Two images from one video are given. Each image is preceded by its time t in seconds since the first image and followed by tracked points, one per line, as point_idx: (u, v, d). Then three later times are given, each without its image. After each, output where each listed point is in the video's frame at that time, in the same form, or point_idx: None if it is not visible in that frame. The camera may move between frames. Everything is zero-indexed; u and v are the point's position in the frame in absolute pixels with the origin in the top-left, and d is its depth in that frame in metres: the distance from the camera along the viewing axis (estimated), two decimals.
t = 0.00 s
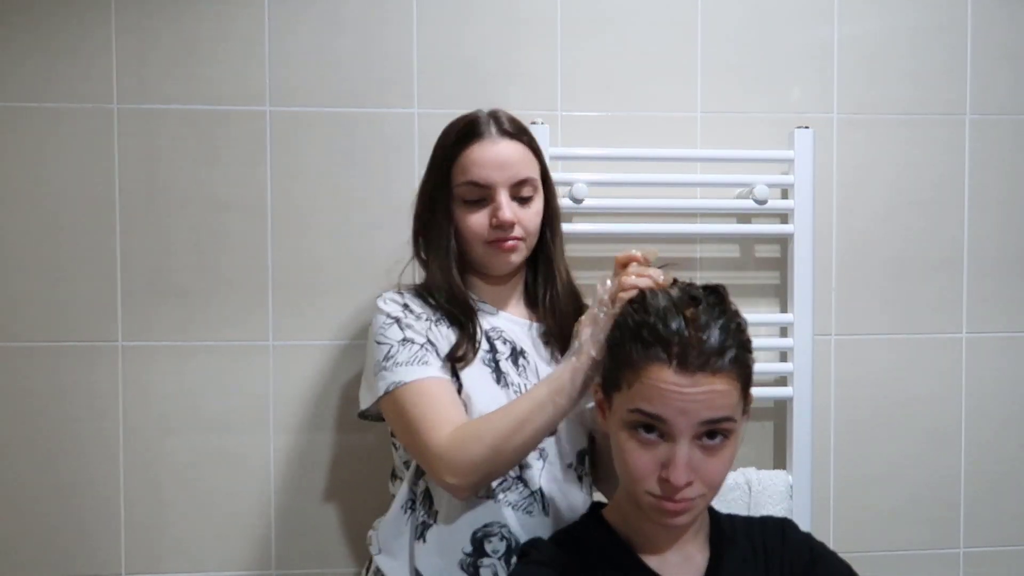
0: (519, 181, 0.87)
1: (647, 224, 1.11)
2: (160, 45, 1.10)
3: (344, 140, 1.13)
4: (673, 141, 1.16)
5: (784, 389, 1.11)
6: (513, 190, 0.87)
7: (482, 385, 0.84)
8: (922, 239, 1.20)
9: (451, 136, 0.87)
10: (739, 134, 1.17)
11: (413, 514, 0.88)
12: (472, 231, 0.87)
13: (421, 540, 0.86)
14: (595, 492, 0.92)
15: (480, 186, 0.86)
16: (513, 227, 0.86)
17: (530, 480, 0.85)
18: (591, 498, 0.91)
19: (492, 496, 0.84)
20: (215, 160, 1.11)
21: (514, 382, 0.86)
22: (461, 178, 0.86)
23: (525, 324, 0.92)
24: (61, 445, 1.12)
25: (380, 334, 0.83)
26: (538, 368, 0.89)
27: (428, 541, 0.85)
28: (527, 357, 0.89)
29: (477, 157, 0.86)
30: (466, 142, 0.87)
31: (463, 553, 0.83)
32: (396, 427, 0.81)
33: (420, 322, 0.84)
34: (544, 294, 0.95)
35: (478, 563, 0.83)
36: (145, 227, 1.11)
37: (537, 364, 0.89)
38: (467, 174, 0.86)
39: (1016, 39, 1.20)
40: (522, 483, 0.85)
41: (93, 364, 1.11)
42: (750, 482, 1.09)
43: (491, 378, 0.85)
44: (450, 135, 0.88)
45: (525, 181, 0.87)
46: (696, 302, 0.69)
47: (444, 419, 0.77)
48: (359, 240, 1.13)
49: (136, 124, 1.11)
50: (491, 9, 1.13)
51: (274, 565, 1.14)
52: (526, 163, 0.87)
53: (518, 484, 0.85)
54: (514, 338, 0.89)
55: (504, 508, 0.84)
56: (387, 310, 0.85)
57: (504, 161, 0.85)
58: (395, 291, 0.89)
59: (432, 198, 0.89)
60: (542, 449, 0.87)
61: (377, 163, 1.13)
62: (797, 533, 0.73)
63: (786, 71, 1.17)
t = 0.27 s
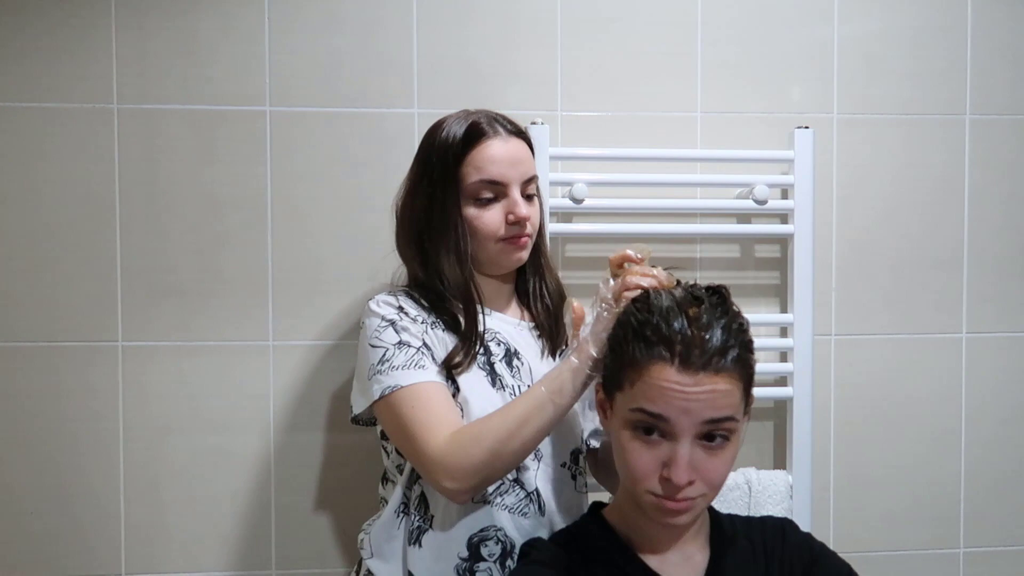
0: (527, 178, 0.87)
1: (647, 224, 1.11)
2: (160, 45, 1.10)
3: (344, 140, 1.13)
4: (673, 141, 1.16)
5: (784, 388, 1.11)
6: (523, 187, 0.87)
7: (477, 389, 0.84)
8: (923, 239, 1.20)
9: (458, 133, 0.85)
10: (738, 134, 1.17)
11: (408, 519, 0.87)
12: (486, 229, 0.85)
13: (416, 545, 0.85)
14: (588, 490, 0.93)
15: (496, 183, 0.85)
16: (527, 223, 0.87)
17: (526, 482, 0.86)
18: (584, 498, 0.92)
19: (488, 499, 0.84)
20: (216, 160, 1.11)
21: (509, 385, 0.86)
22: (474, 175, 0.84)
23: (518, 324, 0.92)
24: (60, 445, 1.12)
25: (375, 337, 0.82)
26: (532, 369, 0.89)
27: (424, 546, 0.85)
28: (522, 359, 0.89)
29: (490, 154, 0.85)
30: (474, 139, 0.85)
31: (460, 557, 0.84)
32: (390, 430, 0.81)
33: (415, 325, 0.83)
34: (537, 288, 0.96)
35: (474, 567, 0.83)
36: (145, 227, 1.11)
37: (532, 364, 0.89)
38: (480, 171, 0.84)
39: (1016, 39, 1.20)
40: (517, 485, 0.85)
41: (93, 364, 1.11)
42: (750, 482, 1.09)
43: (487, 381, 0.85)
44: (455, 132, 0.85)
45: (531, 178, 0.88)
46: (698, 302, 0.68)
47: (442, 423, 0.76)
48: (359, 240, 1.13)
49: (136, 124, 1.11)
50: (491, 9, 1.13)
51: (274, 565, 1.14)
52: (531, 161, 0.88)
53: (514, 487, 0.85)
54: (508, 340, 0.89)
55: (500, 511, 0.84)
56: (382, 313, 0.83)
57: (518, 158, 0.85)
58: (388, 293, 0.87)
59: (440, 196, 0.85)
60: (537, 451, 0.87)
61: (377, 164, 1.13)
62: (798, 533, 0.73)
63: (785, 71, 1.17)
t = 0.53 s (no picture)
0: (524, 177, 0.87)
1: (647, 224, 1.11)
2: (159, 45, 1.10)
3: (344, 140, 1.13)
4: (673, 140, 1.16)
5: (784, 389, 1.11)
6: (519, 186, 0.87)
7: (469, 390, 0.85)
8: (922, 239, 1.20)
9: (454, 132, 0.85)
10: (738, 134, 1.17)
11: (402, 519, 0.87)
12: (482, 229, 0.85)
13: (413, 548, 0.85)
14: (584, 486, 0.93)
15: (492, 183, 0.84)
16: (523, 224, 0.87)
17: (520, 481, 0.86)
18: (579, 495, 0.92)
19: (483, 500, 0.84)
20: (215, 160, 1.11)
21: (502, 385, 0.86)
22: (471, 174, 0.84)
23: (511, 322, 0.91)
24: (60, 446, 1.11)
25: (364, 340, 0.82)
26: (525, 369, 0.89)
27: (421, 547, 0.84)
28: (515, 359, 0.89)
29: (486, 153, 0.84)
30: (473, 138, 0.85)
31: (456, 558, 0.83)
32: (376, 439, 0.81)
33: (404, 329, 0.83)
34: (532, 286, 0.95)
35: (471, 567, 0.83)
36: (145, 227, 1.11)
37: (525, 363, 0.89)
38: (477, 170, 0.84)
39: (1015, 39, 1.20)
40: (511, 485, 0.86)
41: (93, 365, 1.11)
42: (750, 482, 1.09)
43: (479, 383, 0.86)
44: (451, 130, 0.85)
45: (528, 177, 0.88)
46: (703, 302, 0.68)
47: (418, 430, 0.76)
48: (359, 240, 1.13)
49: (136, 124, 1.11)
50: (491, 9, 1.13)
51: (274, 566, 1.14)
52: (528, 161, 0.88)
53: (508, 486, 0.85)
54: (502, 340, 0.89)
55: (495, 511, 0.84)
56: (371, 316, 0.83)
57: (515, 158, 0.85)
58: (380, 295, 0.87)
59: (434, 195, 0.86)
60: (531, 450, 0.87)
61: (377, 163, 1.13)
62: (798, 534, 0.73)
63: (785, 71, 1.17)
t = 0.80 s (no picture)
0: (516, 175, 0.87)
1: (647, 224, 1.11)
2: (159, 45, 1.10)
3: (344, 140, 1.12)
4: (673, 140, 1.16)
5: (784, 389, 1.11)
6: (512, 185, 0.87)
7: (460, 393, 0.85)
8: (922, 239, 1.20)
9: (446, 130, 0.85)
10: (739, 134, 1.17)
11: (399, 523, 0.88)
12: (474, 228, 0.85)
13: (409, 551, 0.84)
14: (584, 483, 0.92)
15: (484, 182, 0.84)
16: (516, 222, 0.87)
17: (513, 482, 0.86)
18: (580, 494, 0.91)
19: (477, 502, 0.84)
20: (216, 160, 1.11)
21: (494, 388, 0.86)
22: (462, 173, 0.84)
23: (504, 322, 0.91)
24: (60, 447, 1.11)
25: (349, 352, 0.82)
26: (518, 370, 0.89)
27: (418, 549, 0.84)
28: (508, 360, 0.89)
29: (478, 152, 0.84)
30: (464, 136, 0.85)
31: (451, 560, 0.84)
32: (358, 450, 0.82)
33: (389, 341, 0.83)
34: (527, 284, 0.95)
35: (467, 569, 0.83)
36: (146, 227, 1.11)
37: (517, 364, 0.89)
38: (469, 169, 0.84)
39: (1015, 38, 1.20)
40: (505, 486, 0.86)
41: (93, 365, 1.11)
42: (750, 482, 1.09)
43: (470, 386, 0.86)
44: (443, 128, 0.85)
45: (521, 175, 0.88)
46: (691, 306, 0.67)
47: (393, 454, 0.77)
48: (359, 240, 1.13)
49: (136, 125, 1.10)
50: (491, 8, 1.13)
51: (274, 565, 1.14)
52: (519, 159, 0.88)
53: (502, 488, 0.85)
54: (494, 342, 0.89)
55: (490, 513, 0.84)
56: (358, 327, 0.83)
57: (507, 156, 0.85)
58: (369, 301, 0.87)
59: (425, 195, 0.86)
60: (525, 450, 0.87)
61: (377, 163, 1.13)
62: (799, 533, 0.73)
63: (786, 71, 1.17)
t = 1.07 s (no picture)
0: (509, 175, 0.87)
1: (647, 224, 1.11)
2: (159, 45, 1.10)
3: (344, 139, 1.13)
4: (673, 140, 1.16)
5: (784, 388, 1.11)
6: (505, 185, 0.87)
7: (460, 395, 0.85)
8: (922, 239, 1.20)
9: (438, 131, 0.85)
10: (739, 133, 1.17)
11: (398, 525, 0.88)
12: (468, 229, 0.85)
13: (410, 553, 0.85)
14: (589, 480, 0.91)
15: (477, 183, 0.84)
16: (510, 224, 0.87)
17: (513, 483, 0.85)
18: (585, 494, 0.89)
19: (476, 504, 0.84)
20: (216, 160, 1.11)
21: (494, 389, 0.86)
22: (455, 174, 0.84)
23: (503, 321, 0.91)
24: (60, 446, 1.12)
25: (349, 356, 0.83)
26: (519, 370, 0.89)
27: (419, 551, 0.84)
28: (508, 361, 0.89)
29: (470, 153, 0.84)
30: (455, 137, 0.84)
31: (451, 563, 0.84)
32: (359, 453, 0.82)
33: (388, 345, 0.83)
34: (524, 283, 0.94)
35: (467, 571, 0.84)
36: (146, 227, 1.11)
37: (517, 364, 0.89)
38: (461, 171, 0.84)
39: (1015, 38, 1.20)
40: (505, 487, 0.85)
41: (94, 364, 1.11)
42: (750, 482, 1.09)
43: (470, 388, 0.85)
44: (435, 130, 0.85)
45: (514, 175, 0.88)
46: (683, 311, 0.67)
47: (397, 460, 0.77)
48: (360, 240, 1.13)
49: (136, 124, 1.11)
50: (490, 9, 1.13)
51: (274, 565, 1.14)
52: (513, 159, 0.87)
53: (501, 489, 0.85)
54: (494, 343, 0.89)
55: (490, 514, 0.84)
56: (357, 331, 0.84)
57: (499, 157, 0.84)
58: (368, 304, 0.87)
59: (418, 196, 0.86)
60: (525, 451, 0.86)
61: (377, 163, 1.13)
62: (798, 533, 0.73)
63: (785, 71, 1.17)
